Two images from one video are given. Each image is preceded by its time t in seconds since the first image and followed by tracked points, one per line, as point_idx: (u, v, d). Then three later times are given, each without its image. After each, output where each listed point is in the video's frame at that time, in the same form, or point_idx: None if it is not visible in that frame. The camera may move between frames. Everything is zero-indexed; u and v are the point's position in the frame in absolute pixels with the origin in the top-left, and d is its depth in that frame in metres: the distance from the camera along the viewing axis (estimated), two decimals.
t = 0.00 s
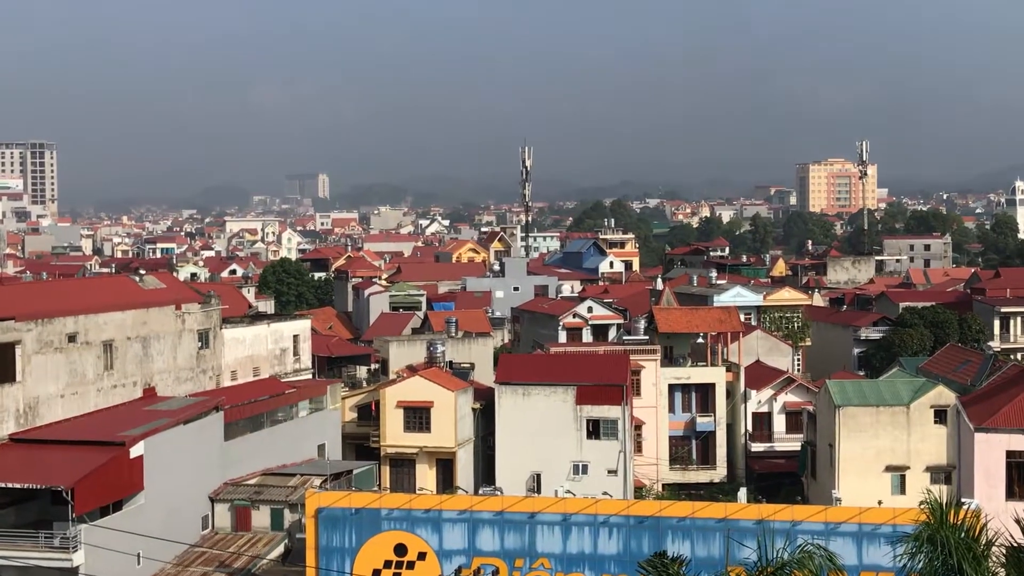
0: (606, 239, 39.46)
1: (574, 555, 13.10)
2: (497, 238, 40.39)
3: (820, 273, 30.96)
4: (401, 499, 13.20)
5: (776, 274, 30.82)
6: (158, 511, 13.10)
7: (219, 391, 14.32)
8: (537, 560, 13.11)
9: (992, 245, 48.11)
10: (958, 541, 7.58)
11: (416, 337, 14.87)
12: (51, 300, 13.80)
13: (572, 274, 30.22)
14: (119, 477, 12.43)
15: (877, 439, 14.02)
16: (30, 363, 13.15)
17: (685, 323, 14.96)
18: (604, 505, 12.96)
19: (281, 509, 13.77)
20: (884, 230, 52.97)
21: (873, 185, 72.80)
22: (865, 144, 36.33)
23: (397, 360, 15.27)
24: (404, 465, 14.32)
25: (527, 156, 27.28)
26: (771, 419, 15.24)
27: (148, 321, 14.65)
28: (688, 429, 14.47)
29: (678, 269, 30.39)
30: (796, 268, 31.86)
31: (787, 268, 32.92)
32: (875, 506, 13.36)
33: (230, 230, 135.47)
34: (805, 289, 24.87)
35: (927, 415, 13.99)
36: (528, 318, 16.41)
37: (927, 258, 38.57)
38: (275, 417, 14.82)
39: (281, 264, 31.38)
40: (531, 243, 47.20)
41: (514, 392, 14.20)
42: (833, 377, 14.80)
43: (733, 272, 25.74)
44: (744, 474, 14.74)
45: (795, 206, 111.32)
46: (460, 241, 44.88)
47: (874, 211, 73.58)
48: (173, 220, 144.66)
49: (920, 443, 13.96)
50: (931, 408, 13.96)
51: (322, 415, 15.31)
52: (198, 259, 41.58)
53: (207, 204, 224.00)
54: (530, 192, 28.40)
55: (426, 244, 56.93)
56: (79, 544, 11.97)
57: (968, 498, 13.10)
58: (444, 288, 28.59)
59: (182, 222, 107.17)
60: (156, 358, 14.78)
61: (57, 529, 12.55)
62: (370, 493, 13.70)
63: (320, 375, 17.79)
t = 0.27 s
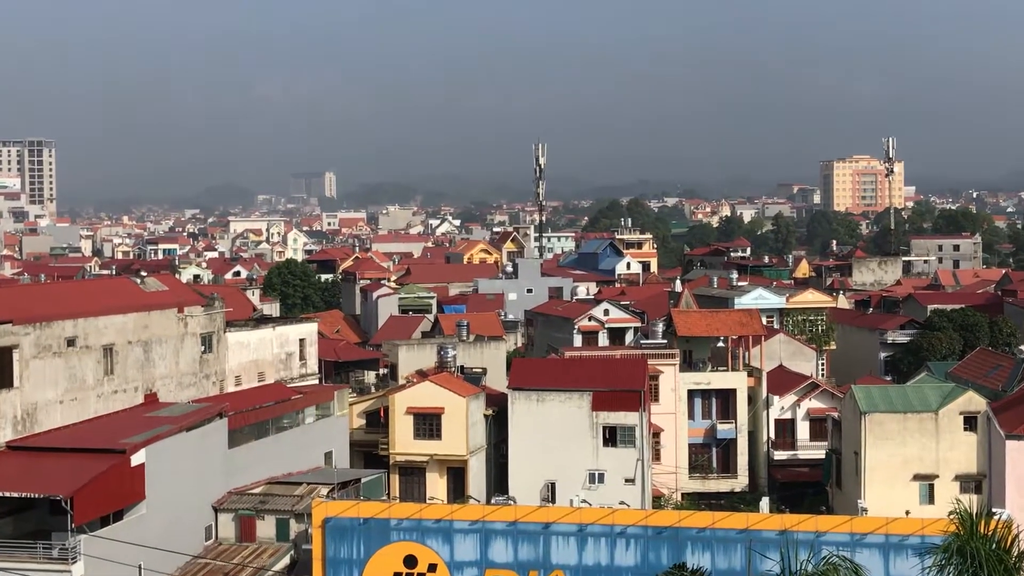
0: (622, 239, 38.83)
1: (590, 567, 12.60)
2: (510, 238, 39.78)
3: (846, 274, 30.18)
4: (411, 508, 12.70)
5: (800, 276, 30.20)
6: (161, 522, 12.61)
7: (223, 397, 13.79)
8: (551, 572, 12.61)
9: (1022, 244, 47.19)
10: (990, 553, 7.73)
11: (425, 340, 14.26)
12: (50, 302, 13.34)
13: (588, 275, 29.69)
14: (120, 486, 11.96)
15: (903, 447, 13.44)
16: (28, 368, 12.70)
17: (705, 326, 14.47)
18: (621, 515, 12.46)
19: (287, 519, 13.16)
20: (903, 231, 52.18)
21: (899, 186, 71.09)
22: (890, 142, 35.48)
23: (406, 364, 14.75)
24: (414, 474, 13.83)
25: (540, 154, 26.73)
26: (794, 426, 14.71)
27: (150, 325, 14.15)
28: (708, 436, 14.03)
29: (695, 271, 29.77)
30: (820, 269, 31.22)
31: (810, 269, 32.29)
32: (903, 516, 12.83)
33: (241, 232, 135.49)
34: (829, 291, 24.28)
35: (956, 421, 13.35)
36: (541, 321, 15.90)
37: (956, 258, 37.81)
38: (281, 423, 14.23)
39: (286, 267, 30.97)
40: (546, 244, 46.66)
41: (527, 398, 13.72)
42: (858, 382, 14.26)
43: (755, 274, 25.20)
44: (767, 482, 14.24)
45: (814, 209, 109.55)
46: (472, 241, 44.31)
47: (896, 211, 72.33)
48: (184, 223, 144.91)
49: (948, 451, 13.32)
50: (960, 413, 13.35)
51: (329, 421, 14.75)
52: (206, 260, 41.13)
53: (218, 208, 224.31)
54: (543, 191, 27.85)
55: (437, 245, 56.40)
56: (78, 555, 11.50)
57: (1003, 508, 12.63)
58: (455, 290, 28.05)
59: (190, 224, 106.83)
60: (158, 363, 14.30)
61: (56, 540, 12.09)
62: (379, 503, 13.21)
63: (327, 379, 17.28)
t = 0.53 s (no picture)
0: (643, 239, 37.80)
1: None
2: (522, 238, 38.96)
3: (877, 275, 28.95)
4: (421, 522, 12.01)
5: (831, 277, 29.29)
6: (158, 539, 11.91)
7: (222, 406, 13.05)
8: None
9: None
10: None
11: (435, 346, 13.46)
12: (43, 306, 12.71)
13: (606, 277, 28.94)
14: (114, 499, 11.30)
15: (940, 457, 12.62)
16: (19, 375, 12.08)
17: (730, 331, 13.78)
18: (642, 529, 11.76)
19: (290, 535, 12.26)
20: (931, 229, 50.94)
21: (929, 185, 69.23)
22: (928, 133, 34.41)
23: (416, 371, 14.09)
24: (424, 486, 13.16)
25: (556, 151, 25.97)
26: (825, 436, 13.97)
27: (147, 329, 13.48)
28: (734, 447, 13.34)
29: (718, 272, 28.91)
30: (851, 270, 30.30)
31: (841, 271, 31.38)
32: (941, 531, 12.09)
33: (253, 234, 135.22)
34: (862, 293, 23.45)
35: (996, 429, 12.67)
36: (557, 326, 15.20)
37: (993, 258, 36.75)
38: (284, 433, 13.45)
39: (289, 268, 30.32)
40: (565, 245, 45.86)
41: (543, 406, 13.05)
42: (891, 389, 13.53)
43: (783, 276, 24.47)
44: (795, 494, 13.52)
45: (838, 206, 108.67)
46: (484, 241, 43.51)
47: (930, 209, 70.93)
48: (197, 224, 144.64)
49: (987, 462, 12.62)
50: (1000, 422, 12.67)
51: (335, 431, 13.98)
52: (210, 261, 40.45)
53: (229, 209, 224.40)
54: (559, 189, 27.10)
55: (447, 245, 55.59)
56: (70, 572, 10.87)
57: None
58: (466, 293, 27.38)
59: (205, 225, 106.57)
60: (155, 370, 13.62)
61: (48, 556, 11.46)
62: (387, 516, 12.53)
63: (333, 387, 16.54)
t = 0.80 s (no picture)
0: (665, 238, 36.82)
1: None
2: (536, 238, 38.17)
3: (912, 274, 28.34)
4: (433, 535, 11.37)
5: (863, 276, 28.51)
6: (157, 553, 11.31)
7: (226, 413, 12.42)
8: None
9: None
10: None
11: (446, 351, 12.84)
12: (37, 309, 12.15)
13: (627, 277, 28.24)
14: (113, 512, 10.72)
15: (979, 466, 11.89)
16: (12, 381, 11.52)
17: (757, 333, 13.15)
18: (665, 542, 11.10)
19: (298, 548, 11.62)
20: (970, 226, 49.74)
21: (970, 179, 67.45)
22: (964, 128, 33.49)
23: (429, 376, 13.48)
24: (437, 497, 12.55)
25: (573, 145, 25.33)
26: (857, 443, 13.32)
27: (146, 333, 12.89)
28: (762, 455, 12.70)
29: (744, 272, 28.14)
30: (885, 268, 29.47)
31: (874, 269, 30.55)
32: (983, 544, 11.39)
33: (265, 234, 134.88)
34: (896, 292, 22.71)
35: None
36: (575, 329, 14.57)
37: None
38: (290, 442, 12.81)
39: (294, 268, 29.77)
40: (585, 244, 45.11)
41: (560, 413, 12.45)
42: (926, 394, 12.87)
43: (814, 275, 23.80)
44: (826, 505, 12.86)
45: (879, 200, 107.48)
46: (496, 240, 42.74)
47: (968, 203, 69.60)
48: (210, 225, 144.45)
49: None
50: None
51: (343, 439, 13.37)
52: (213, 263, 39.77)
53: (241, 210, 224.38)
54: (576, 185, 26.46)
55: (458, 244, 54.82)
56: None
57: None
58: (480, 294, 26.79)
59: (218, 225, 106.30)
60: (154, 376, 13.03)
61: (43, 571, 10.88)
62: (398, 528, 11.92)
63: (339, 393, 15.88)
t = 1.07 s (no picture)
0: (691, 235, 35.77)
1: None
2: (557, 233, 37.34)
3: (947, 272, 27.69)
4: (448, 544, 10.86)
5: (895, 276, 27.77)
6: (161, 562, 10.84)
7: (234, 417, 11.95)
8: None
9: None
10: None
11: (462, 353, 12.39)
12: (37, 309, 11.73)
13: (649, 276, 27.62)
14: (116, 520, 10.29)
15: (1018, 472, 11.20)
16: (12, 385, 11.12)
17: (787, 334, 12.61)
18: (691, 551, 10.58)
19: (308, 557, 11.15)
20: (1008, 222, 48.41)
21: (1007, 175, 66.13)
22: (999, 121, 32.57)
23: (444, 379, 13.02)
24: (453, 505, 12.07)
25: (593, 140, 24.77)
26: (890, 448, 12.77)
27: (150, 335, 12.44)
28: (791, 462, 12.22)
29: (771, 271, 27.46)
30: (917, 267, 28.67)
31: (906, 268, 29.75)
32: None
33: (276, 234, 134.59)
34: (930, 292, 22.04)
35: None
36: (596, 329, 14.05)
37: None
38: (300, 447, 12.38)
39: (304, 267, 29.33)
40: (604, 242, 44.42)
41: (579, 418, 11.98)
42: (962, 398, 12.33)
43: (847, 274, 23.15)
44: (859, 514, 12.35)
45: (912, 195, 105.91)
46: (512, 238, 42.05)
47: (1003, 200, 67.79)
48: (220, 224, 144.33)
49: None
50: None
51: (355, 444, 12.91)
52: (221, 261, 39.28)
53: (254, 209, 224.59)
54: (597, 180, 25.91)
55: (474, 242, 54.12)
56: None
57: None
58: (496, 294, 26.28)
59: (231, 223, 105.96)
60: (159, 379, 12.59)
61: None
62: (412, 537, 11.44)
63: (351, 397, 15.32)
